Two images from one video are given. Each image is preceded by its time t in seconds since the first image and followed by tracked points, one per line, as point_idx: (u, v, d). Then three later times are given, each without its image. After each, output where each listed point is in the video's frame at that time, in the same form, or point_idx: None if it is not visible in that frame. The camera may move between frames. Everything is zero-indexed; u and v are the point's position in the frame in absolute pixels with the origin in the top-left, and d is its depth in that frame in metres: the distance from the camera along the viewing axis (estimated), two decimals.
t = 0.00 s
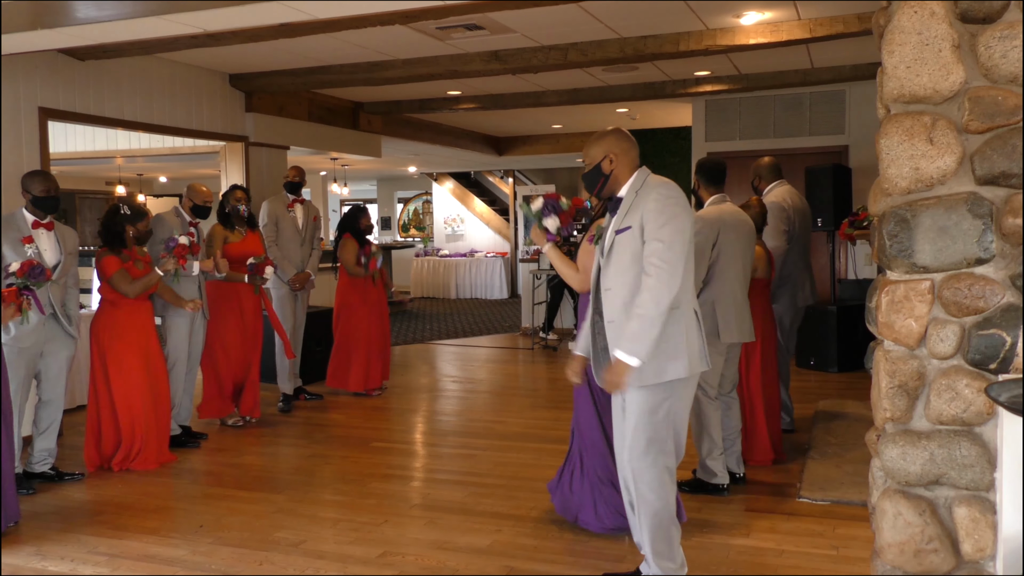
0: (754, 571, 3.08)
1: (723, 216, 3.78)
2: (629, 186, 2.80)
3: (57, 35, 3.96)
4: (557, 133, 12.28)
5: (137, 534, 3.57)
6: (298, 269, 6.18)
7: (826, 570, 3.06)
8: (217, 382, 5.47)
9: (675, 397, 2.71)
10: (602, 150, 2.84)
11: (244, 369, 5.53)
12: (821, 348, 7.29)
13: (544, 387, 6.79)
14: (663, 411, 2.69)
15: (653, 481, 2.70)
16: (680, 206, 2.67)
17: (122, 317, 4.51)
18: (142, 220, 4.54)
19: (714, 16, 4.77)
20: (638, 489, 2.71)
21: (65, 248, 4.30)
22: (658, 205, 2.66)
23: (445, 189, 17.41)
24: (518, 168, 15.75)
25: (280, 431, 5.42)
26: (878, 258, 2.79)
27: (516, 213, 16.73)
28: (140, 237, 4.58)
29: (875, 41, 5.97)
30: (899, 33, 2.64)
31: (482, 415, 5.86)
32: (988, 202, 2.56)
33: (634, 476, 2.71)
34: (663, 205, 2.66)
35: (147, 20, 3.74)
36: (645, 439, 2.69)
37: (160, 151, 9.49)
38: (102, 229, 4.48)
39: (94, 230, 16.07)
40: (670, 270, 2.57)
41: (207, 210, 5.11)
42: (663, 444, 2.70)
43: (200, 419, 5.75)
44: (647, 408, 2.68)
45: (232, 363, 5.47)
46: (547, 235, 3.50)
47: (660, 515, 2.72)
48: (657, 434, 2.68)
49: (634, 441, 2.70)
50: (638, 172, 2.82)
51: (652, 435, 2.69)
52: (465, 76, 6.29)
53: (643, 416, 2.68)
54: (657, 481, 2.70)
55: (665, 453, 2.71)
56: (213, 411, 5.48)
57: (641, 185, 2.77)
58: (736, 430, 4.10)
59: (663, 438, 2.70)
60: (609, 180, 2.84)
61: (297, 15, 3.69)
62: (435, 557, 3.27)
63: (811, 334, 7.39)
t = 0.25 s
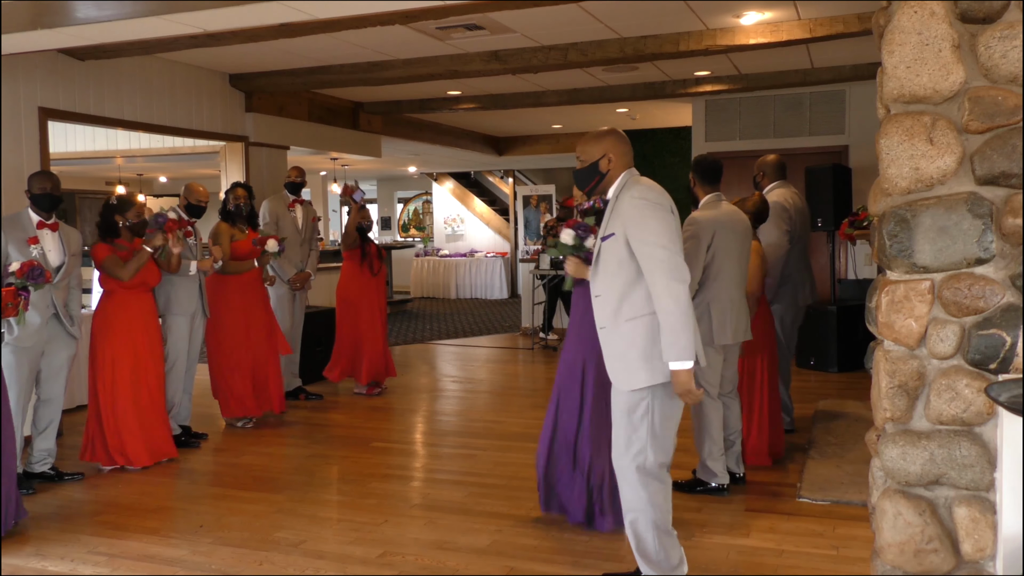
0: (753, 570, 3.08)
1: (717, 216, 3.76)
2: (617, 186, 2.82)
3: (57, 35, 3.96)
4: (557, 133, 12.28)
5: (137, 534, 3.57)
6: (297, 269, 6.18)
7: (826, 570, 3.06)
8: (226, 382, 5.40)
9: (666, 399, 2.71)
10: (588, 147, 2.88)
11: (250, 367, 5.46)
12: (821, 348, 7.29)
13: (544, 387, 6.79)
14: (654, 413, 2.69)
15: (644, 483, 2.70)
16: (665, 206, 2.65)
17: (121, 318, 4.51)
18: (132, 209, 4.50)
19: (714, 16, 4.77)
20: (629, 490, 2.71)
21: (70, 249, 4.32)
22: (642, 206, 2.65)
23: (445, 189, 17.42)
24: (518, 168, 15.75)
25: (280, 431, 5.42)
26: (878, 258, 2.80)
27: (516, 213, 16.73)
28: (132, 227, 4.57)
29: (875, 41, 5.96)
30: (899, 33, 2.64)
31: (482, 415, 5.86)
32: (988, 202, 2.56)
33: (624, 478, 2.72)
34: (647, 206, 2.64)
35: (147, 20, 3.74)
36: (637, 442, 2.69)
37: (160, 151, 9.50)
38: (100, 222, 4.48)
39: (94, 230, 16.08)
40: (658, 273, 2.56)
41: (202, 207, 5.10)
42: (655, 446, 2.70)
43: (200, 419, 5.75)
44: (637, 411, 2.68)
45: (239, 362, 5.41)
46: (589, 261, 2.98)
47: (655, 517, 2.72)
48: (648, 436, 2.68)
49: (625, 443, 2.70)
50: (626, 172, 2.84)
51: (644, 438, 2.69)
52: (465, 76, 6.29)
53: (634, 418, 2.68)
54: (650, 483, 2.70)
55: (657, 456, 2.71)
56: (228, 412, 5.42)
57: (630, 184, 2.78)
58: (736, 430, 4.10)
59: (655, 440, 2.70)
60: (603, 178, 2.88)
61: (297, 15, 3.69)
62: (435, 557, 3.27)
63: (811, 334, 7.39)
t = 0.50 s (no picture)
0: (753, 570, 3.08)
1: (713, 217, 3.76)
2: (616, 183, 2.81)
3: (58, 35, 3.96)
4: (557, 134, 12.29)
5: (137, 534, 3.57)
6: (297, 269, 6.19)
7: (826, 570, 3.06)
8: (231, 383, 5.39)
9: (668, 398, 2.70)
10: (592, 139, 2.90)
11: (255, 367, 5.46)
12: (821, 348, 7.29)
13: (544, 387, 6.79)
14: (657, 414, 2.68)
15: (652, 485, 2.69)
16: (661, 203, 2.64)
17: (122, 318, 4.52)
18: (127, 215, 4.48)
19: (714, 16, 4.76)
20: (638, 492, 2.71)
21: (72, 247, 4.34)
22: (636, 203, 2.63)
23: (445, 190, 17.42)
24: (518, 168, 15.75)
25: (280, 431, 5.42)
26: (879, 258, 2.79)
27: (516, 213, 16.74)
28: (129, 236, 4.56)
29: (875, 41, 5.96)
30: (898, 33, 2.64)
31: (482, 415, 5.86)
32: (988, 202, 2.56)
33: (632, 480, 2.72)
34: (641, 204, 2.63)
35: (147, 20, 3.74)
36: (641, 442, 2.69)
37: (160, 151, 9.51)
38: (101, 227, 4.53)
39: (94, 230, 16.08)
40: (654, 272, 2.54)
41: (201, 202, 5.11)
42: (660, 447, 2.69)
43: (200, 418, 5.75)
44: (640, 411, 2.68)
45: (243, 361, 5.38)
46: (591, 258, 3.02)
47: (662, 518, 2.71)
48: (652, 436, 2.68)
49: (631, 445, 2.69)
50: (629, 170, 2.84)
51: (647, 438, 2.68)
52: (465, 76, 6.29)
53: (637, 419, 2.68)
54: (656, 484, 2.69)
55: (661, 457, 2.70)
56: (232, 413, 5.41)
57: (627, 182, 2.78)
58: (735, 430, 4.10)
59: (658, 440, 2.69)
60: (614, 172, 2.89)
61: (297, 15, 3.69)
62: (435, 557, 3.27)
63: (811, 334, 7.39)
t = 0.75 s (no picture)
0: (752, 570, 3.08)
1: (712, 217, 3.75)
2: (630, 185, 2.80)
3: (58, 35, 3.96)
4: (557, 133, 12.29)
5: (138, 534, 3.56)
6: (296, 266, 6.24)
7: (826, 570, 3.06)
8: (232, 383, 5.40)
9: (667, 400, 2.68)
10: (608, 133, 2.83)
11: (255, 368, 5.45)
12: (821, 347, 7.29)
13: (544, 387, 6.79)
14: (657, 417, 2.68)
15: (650, 489, 2.69)
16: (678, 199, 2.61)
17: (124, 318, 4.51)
18: (132, 211, 4.59)
19: (714, 16, 4.76)
20: (634, 496, 2.71)
21: (73, 248, 4.38)
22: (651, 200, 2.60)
23: (445, 190, 17.43)
24: (518, 168, 15.76)
25: (280, 431, 5.42)
26: (879, 258, 2.80)
27: (516, 213, 16.74)
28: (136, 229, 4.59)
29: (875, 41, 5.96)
30: (898, 33, 2.64)
31: (482, 415, 5.86)
32: (988, 202, 2.56)
33: (631, 481, 2.71)
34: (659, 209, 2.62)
35: (147, 20, 3.74)
36: (640, 446, 2.68)
37: (160, 151, 9.51)
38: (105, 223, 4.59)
39: (94, 230, 16.08)
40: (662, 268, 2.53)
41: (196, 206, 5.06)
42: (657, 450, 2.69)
43: (200, 418, 5.75)
44: (641, 413, 2.67)
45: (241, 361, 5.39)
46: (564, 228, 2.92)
47: (657, 521, 2.71)
48: (651, 440, 2.67)
49: (632, 445, 2.69)
50: (638, 172, 2.83)
51: (645, 441, 2.68)
52: (464, 76, 6.29)
53: (636, 422, 2.67)
54: (653, 488, 2.70)
55: (658, 461, 2.69)
56: (232, 413, 5.42)
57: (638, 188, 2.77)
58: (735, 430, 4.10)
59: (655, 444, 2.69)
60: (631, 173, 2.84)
61: (297, 15, 3.68)
62: (435, 557, 3.27)
63: (811, 334, 7.39)
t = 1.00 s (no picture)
0: (752, 571, 3.08)
1: (713, 216, 3.75)
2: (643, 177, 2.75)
3: (58, 35, 3.96)
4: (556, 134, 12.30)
5: (138, 534, 3.57)
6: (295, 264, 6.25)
7: (826, 570, 3.06)
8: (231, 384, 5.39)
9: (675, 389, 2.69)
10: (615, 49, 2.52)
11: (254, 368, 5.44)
12: (821, 347, 7.29)
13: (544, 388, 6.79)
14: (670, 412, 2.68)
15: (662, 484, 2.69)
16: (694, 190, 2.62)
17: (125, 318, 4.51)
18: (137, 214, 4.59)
19: (714, 16, 4.76)
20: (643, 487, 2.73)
21: (74, 248, 4.41)
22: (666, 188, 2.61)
23: (445, 190, 17.44)
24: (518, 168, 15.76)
25: (280, 431, 5.42)
26: (878, 258, 2.80)
27: (516, 213, 16.74)
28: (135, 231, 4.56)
29: (875, 41, 5.96)
30: (898, 34, 2.64)
31: (482, 415, 5.86)
32: (988, 202, 2.56)
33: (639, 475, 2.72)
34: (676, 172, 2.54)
35: (147, 20, 3.74)
36: (653, 442, 2.68)
37: (160, 151, 9.52)
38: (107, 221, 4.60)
39: (94, 230, 16.08)
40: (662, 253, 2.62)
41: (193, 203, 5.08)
42: (668, 445, 2.69)
43: (200, 418, 5.75)
44: (653, 409, 2.67)
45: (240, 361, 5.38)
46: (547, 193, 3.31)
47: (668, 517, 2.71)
48: (664, 434, 2.68)
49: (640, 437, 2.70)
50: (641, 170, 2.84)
51: (658, 436, 2.68)
52: (464, 76, 6.29)
53: (650, 417, 2.67)
54: (665, 483, 2.70)
55: (669, 456, 2.70)
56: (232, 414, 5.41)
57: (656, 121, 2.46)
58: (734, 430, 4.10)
59: (666, 439, 2.69)
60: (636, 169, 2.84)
61: (297, 15, 3.68)
62: (435, 557, 3.27)
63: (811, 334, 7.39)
